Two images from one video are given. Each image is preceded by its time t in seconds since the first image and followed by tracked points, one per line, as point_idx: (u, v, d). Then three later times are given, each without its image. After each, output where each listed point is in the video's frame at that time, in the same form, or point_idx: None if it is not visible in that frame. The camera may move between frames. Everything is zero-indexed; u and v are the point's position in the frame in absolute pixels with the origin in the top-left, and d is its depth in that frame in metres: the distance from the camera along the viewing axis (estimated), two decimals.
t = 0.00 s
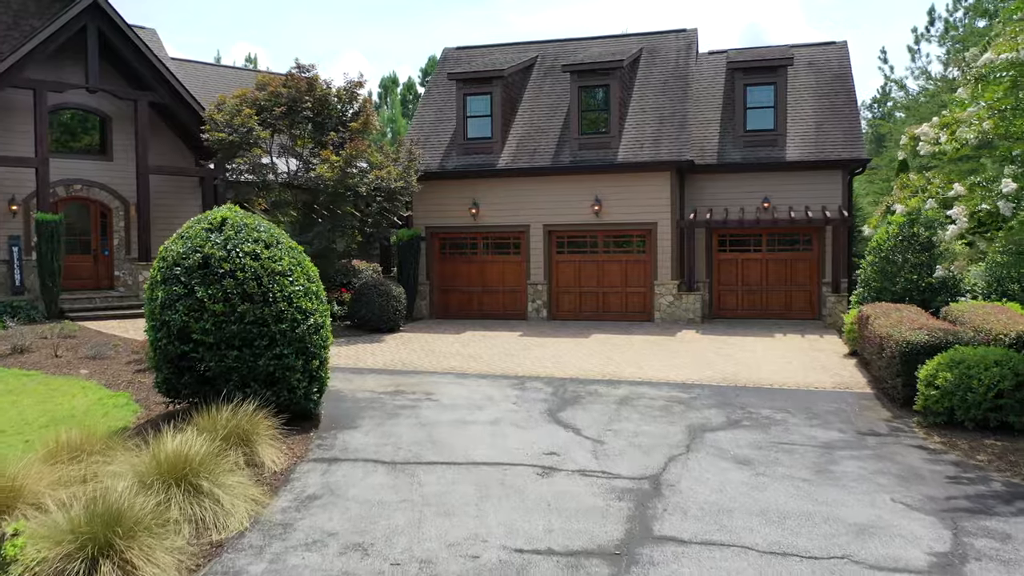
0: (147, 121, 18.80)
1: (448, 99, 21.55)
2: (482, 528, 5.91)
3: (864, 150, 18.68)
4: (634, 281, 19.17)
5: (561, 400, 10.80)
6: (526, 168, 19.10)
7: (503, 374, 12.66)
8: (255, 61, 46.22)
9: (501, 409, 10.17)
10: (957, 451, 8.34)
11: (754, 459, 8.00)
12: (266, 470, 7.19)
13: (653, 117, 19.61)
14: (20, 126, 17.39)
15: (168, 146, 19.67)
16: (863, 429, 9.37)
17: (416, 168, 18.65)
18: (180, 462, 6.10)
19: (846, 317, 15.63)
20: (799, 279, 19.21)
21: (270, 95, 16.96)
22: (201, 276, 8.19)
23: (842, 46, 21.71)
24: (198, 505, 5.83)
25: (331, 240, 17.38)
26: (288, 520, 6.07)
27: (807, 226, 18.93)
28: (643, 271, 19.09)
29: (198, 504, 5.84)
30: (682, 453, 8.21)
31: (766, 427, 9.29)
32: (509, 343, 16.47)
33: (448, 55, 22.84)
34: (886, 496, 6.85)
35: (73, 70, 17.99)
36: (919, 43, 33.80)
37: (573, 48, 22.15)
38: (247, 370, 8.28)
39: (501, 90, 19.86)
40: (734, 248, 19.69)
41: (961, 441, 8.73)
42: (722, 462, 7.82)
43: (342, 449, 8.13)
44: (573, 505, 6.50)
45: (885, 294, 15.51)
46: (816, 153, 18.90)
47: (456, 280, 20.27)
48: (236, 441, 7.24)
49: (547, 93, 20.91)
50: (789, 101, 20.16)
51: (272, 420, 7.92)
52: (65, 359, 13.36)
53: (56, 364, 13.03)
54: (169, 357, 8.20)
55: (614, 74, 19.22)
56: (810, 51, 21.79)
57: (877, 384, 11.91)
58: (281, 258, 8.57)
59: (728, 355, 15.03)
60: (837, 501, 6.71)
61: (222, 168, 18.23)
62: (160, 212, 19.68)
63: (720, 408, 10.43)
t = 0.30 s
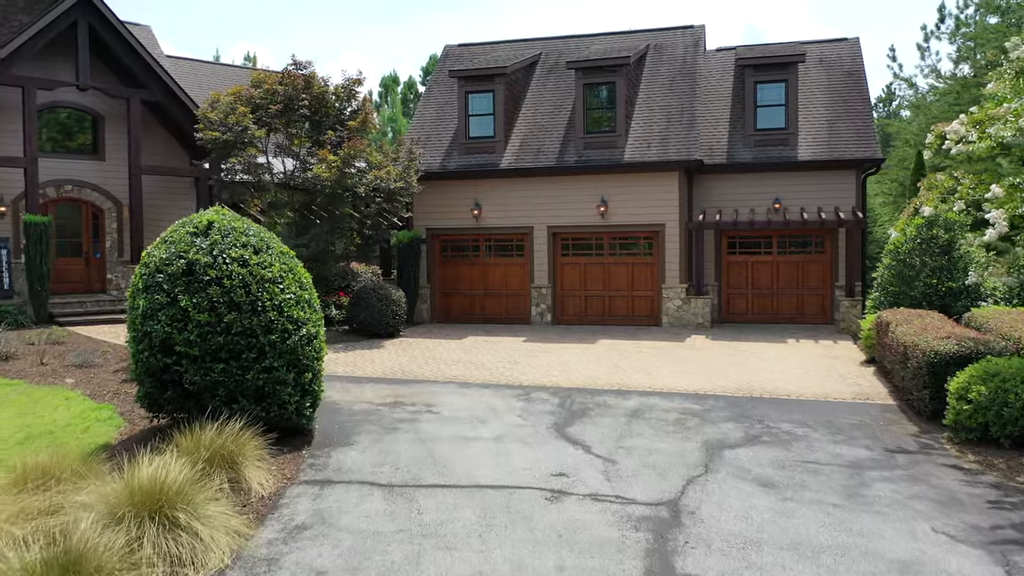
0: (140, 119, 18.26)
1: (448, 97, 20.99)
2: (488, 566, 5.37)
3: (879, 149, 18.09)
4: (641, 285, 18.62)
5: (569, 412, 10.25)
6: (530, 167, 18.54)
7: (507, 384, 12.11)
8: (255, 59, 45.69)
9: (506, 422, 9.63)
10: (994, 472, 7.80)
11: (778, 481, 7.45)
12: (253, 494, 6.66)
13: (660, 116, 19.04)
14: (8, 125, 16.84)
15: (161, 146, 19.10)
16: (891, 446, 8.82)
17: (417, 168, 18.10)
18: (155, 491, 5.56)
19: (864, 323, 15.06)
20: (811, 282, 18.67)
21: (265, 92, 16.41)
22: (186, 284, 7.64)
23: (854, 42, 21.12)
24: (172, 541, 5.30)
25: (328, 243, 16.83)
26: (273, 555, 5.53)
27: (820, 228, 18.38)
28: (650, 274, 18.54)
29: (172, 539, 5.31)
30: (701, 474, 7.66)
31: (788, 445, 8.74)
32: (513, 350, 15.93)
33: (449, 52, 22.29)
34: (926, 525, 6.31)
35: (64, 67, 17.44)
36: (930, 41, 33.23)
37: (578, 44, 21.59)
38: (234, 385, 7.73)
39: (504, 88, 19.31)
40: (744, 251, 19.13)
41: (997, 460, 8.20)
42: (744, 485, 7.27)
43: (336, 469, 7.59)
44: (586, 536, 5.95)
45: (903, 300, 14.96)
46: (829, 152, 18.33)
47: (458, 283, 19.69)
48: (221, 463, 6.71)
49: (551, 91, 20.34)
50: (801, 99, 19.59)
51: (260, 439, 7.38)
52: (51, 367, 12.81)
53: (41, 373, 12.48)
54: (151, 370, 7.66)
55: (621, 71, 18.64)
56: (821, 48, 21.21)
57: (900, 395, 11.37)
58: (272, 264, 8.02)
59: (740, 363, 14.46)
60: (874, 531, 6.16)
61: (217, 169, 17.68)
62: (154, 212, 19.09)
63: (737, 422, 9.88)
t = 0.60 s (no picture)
0: (145, 121, 17.84)
1: (460, 97, 20.42)
2: None
3: (908, 151, 17.40)
4: (659, 291, 18.02)
5: (589, 433, 9.70)
6: (545, 171, 17.97)
7: (522, 399, 11.56)
8: (264, 60, 45.34)
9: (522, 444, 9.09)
10: None
11: (819, 515, 6.87)
12: (250, 530, 6.14)
13: (679, 117, 18.42)
14: (10, 128, 16.44)
15: (167, 148, 18.64)
16: (935, 473, 8.23)
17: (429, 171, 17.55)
18: (136, 536, 5.05)
19: (894, 334, 14.43)
20: (836, 289, 18.05)
21: (271, 94, 15.94)
22: (180, 300, 7.13)
23: (879, 40, 20.42)
24: None
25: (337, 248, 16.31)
26: None
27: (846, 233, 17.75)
28: (668, 281, 17.95)
29: None
30: (734, 507, 7.09)
31: (825, 472, 8.15)
32: (527, 360, 15.37)
33: (460, 52, 21.76)
34: (987, 572, 5.73)
35: (67, 67, 17.04)
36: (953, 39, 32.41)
37: (593, 43, 21.01)
38: (231, 408, 7.22)
39: (517, 88, 18.74)
40: (765, 257, 18.50)
41: None
42: (782, 521, 6.70)
43: (341, 500, 7.06)
44: None
45: (936, 309, 14.32)
46: (855, 154, 17.65)
47: (470, 289, 19.14)
48: (215, 497, 6.19)
49: (565, 92, 19.76)
50: (824, 99, 18.91)
51: (258, 468, 6.86)
52: (50, 379, 12.34)
53: (40, 385, 12.02)
54: (143, 393, 7.16)
55: (638, 70, 18.03)
56: (845, 46, 20.52)
57: (939, 414, 10.75)
58: (272, 278, 7.50)
59: (765, 375, 13.85)
60: None
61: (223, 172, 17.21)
62: (159, 217, 18.61)
63: (767, 444, 9.29)
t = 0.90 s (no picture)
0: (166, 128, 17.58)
1: (486, 102, 19.90)
2: None
3: (955, 156, 16.54)
4: (692, 302, 17.38)
5: (622, 462, 9.12)
6: (573, 177, 17.40)
7: (550, 421, 11.00)
8: (290, 63, 45.34)
9: (551, 475, 8.54)
10: None
11: (879, 568, 6.25)
12: None
13: (713, 120, 17.74)
14: (32, 136, 16.25)
15: (189, 155, 18.36)
16: (1003, 514, 7.55)
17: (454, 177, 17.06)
18: None
19: (945, 350, 13.64)
20: (878, 300, 17.27)
21: (293, 100, 15.57)
22: (187, 327, 6.69)
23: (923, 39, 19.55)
24: None
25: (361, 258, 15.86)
26: None
27: (889, 242, 16.96)
28: (701, 291, 17.31)
29: None
30: (784, 555, 6.49)
31: (881, 514, 7.50)
32: (555, 374, 14.83)
33: (486, 55, 21.27)
34: None
35: (88, 74, 16.81)
36: (996, 37, 31.30)
37: (622, 45, 20.39)
38: (241, 442, 6.77)
39: (545, 92, 18.18)
40: (803, 266, 17.76)
41: None
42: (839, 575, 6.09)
43: (357, 543, 6.55)
44: None
45: (989, 325, 13.53)
46: (899, 159, 16.84)
47: (497, 299, 18.62)
48: (218, 546, 5.71)
49: (594, 95, 19.17)
50: (866, 101, 18.11)
51: (268, 510, 6.40)
52: (67, 395, 12.01)
53: (56, 402, 11.69)
54: (149, 426, 6.74)
55: (670, 72, 17.38)
56: (886, 45, 19.69)
57: (998, 442, 10.02)
58: (285, 302, 7.03)
59: (806, 393, 13.15)
60: None
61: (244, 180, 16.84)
62: (182, 224, 18.28)
63: (815, 478, 8.65)
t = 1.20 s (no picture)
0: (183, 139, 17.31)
1: (507, 109, 19.38)
2: None
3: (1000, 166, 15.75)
4: (720, 317, 16.76)
5: (650, 501, 8.58)
6: (597, 188, 16.84)
7: (573, 451, 10.48)
8: (312, 67, 45.24)
9: (574, 517, 8.01)
10: None
11: None
12: None
13: (743, 129, 17.09)
14: (47, 148, 16.03)
15: (206, 164, 18.04)
16: None
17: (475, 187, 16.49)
18: None
19: (991, 373, 12.90)
20: (916, 316, 16.53)
21: (310, 110, 15.17)
22: (186, 367, 6.24)
23: (963, 42, 18.74)
24: None
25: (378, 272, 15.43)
26: None
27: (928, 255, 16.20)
28: (730, 305, 16.69)
29: None
30: None
31: (933, 570, 6.89)
32: (578, 394, 14.28)
33: (508, 61, 20.77)
34: None
35: (104, 84, 16.58)
36: None
37: (648, 50, 19.81)
38: (243, 492, 6.32)
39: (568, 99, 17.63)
40: (837, 280, 17.06)
41: None
42: None
43: None
44: None
45: None
46: (940, 169, 16.08)
47: (518, 313, 18.12)
48: None
49: (619, 102, 18.60)
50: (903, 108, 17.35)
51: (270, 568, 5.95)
52: (76, 418, 11.71)
53: (64, 425, 11.39)
54: (145, 473, 6.31)
55: (698, 79, 16.74)
56: (924, 49, 18.90)
57: None
58: (291, 339, 6.56)
59: (843, 419, 12.50)
60: None
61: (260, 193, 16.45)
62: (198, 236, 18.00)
63: (859, 523, 8.05)
